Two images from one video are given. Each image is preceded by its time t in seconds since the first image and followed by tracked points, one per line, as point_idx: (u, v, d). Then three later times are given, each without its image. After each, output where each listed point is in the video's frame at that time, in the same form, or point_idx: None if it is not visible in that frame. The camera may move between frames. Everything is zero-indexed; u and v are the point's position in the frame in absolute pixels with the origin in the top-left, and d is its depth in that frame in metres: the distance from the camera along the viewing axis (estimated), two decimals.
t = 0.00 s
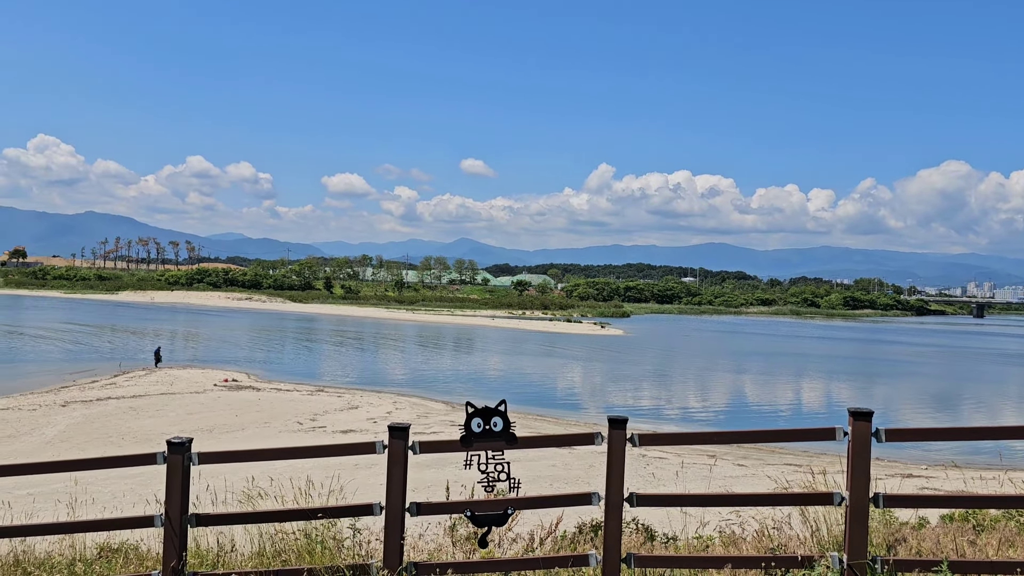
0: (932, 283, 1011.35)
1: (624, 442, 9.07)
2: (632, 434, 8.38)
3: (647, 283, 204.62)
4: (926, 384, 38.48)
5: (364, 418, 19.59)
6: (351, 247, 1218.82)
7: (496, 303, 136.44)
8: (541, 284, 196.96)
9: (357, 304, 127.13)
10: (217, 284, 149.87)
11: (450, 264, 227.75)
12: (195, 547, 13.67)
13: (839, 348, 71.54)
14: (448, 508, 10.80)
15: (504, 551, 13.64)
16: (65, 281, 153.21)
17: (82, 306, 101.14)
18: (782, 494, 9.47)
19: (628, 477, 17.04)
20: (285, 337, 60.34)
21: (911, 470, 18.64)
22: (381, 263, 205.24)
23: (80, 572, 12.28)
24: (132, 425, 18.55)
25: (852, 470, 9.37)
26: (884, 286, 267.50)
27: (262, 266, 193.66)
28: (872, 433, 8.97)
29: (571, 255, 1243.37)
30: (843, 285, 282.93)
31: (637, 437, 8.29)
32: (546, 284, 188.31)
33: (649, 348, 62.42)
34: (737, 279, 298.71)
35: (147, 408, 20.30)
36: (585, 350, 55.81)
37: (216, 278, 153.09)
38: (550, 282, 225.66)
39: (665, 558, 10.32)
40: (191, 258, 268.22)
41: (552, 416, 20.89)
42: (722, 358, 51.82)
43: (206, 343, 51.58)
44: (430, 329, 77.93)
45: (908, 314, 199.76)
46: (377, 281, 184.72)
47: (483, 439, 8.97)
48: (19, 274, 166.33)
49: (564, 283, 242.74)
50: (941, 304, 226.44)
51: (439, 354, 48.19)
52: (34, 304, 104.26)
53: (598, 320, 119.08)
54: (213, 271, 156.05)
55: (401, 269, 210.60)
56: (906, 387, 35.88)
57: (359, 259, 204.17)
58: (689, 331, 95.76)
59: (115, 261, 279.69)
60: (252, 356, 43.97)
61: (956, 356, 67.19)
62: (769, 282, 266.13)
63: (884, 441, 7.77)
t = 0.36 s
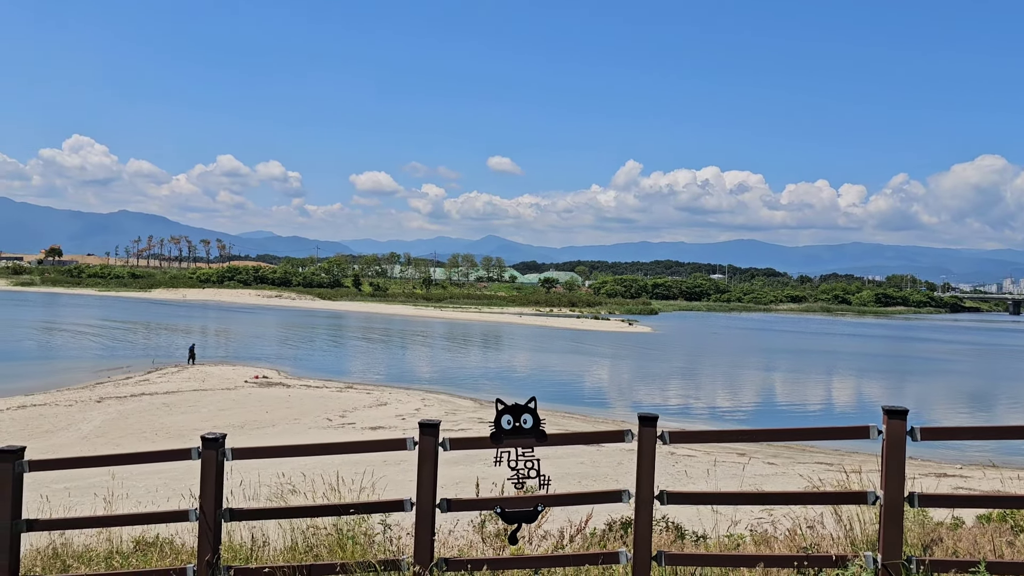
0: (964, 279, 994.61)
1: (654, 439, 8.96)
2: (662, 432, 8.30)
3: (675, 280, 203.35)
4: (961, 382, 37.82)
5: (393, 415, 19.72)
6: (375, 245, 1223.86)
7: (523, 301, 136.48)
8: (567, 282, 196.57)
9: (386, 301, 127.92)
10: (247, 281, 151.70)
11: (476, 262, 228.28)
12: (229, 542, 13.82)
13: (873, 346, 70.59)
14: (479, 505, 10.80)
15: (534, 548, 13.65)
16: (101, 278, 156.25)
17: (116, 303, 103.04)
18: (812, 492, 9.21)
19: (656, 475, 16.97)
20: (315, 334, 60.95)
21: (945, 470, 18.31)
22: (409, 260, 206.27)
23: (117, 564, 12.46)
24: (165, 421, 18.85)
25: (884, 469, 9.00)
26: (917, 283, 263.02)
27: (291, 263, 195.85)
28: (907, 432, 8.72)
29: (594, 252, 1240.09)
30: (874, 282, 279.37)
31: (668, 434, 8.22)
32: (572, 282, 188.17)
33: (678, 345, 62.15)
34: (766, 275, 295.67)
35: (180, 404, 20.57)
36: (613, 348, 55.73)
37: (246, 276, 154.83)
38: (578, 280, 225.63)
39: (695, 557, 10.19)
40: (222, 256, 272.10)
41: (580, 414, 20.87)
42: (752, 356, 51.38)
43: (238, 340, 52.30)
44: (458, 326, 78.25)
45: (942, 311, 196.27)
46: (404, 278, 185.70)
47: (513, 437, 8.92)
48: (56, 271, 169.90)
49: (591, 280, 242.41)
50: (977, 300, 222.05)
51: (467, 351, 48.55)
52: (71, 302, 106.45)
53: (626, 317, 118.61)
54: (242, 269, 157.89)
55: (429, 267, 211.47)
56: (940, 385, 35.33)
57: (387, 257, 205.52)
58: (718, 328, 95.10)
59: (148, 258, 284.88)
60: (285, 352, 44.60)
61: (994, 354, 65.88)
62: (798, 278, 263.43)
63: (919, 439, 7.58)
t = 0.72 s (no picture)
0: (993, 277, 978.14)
1: (686, 437, 8.81)
2: (692, 430, 8.22)
3: (702, 279, 202.03)
4: (996, 381, 37.22)
5: (421, 412, 19.81)
6: (396, 244, 1227.95)
7: (549, 298, 136.46)
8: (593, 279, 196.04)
9: (413, 299, 128.61)
10: (276, 279, 153.29)
11: (502, 260, 228.56)
12: (261, 537, 13.97)
13: (906, 345, 69.51)
14: (510, 503, 10.78)
15: (565, 545, 13.64)
16: (134, 277, 158.75)
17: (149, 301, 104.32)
18: (847, 492, 8.93)
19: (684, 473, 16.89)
20: (343, 331, 61.45)
21: (980, 471, 18.01)
22: (435, 259, 207.00)
23: (153, 558, 12.66)
24: (196, 418, 19.10)
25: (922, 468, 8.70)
26: (950, 280, 258.69)
27: (318, 261, 197.49)
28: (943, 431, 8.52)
29: (616, 250, 1235.97)
30: (906, 279, 275.53)
31: (699, 433, 8.13)
32: (598, 280, 187.67)
33: (706, 344, 61.74)
34: (794, 273, 292.72)
35: (211, 401, 20.83)
36: (641, 347, 55.61)
37: (275, 274, 156.40)
38: (605, 278, 225.09)
39: (728, 556, 10.05)
40: (252, 255, 275.09)
41: (607, 412, 20.84)
42: (783, 355, 50.97)
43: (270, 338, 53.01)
44: (485, 324, 78.38)
45: (976, 309, 192.80)
46: (431, 277, 186.46)
47: (543, 434, 8.83)
48: (90, 270, 173.00)
49: (617, 278, 241.68)
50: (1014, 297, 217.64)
51: (497, 348, 48.68)
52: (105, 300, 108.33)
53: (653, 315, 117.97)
54: (271, 267, 159.57)
55: (455, 265, 212.12)
56: (974, 384, 34.80)
57: (414, 255, 206.57)
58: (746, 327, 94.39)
59: (179, 257, 288.47)
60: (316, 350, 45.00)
61: None
62: (828, 276, 260.41)
63: (954, 437, 7.41)
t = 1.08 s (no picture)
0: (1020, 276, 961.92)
1: (717, 437, 8.63)
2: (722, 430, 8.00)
3: (729, 277, 200.29)
4: None
5: (447, 411, 19.87)
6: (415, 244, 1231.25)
7: (573, 297, 136.05)
8: (617, 278, 195.15)
9: (439, 298, 128.62)
10: (302, 279, 154.32)
11: (527, 259, 227.97)
12: (291, 534, 14.07)
13: (939, 344, 68.35)
14: (537, 501, 10.70)
15: (593, 545, 13.60)
16: (161, 276, 160.69)
17: (178, 301, 105.49)
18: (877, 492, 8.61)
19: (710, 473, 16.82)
20: (369, 330, 61.77)
21: (1014, 473, 17.68)
22: (460, 258, 207.09)
23: (185, 553, 12.81)
24: (225, 415, 19.32)
25: (956, 466, 8.34)
26: (982, 279, 254.19)
27: (344, 260, 198.74)
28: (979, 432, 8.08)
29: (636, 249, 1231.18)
30: (936, 278, 271.28)
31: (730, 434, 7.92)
32: (623, 279, 186.81)
33: (732, 343, 61.09)
34: (822, 272, 289.20)
35: (239, 398, 21.03)
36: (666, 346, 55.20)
37: (302, 273, 157.47)
38: (629, 276, 224.09)
39: (758, 557, 9.83)
40: (279, 254, 277.39)
41: (632, 411, 20.80)
42: (810, 354, 50.32)
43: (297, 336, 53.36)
44: (509, 323, 78.10)
45: (1010, 308, 189.16)
46: (456, 276, 186.58)
47: (572, 434, 8.61)
48: (122, 269, 175.68)
49: (642, 277, 240.48)
50: None
51: (523, 347, 48.53)
52: (136, 299, 109.49)
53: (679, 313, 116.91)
54: (298, 266, 160.66)
55: (481, 263, 212.09)
56: (1007, 385, 34.22)
57: (439, 254, 206.94)
58: (774, 326, 93.31)
59: (206, 257, 291.43)
60: (343, 348, 45.21)
61: None
62: (857, 274, 257.04)
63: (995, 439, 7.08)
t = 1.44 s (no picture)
0: None
1: (741, 436, 8.49)
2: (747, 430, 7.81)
3: (751, 277, 198.68)
4: None
5: (469, 411, 19.90)
6: (431, 244, 1231.36)
7: (595, 297, 135.59)
8: (638, 278, 194.37)
9: (460, 298, 128.67)
10: (324, 278, 155.04)
11: (548, 258, 227.48)
12: (316, 531, 14.14)
13: (968, 345, 67.37)
14: (561, 501, 10.60)
15: (616, 545, 13.59)
16: (186, 276, 162.10)
17: (202, 300, 106.34)
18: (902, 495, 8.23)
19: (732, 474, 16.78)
20: (391, 330, 62.00)
21: None
22: (481, 258, 207.09)
23: (210, 550, 12.86)
24: (249, 413, 19.47)
25: (986, 470, 7.94)
26: (1010, 279, 250.01)
27: (365, 259, 199.64)
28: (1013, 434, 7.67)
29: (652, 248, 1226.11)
30: (962, 278, 268.01)
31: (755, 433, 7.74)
32: (644, 279, 186.16)
33: (755, 343, 60.61)
34: (845, 272, 286.13)
35: (262, 397, 21.18)
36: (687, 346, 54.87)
37: (324, 273, 158.27)
38: (650, 276, 223.32)
39: (783, 558, 9.62)
40: (301, 254, 278.69)
41: (654, 412, 20.74)
42: (833, 355, 49.85)
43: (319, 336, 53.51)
44: (529, 323, 77.98)
45: None
46: (477, 275, 186.56)
47: (595, 433, 8.44)
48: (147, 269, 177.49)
49: (663, 276, 239.62)
50: None
51: (543, 347, 48.43)
52: (160, 298, 110.59)
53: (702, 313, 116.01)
54: (320, 266, 161.44)
55: (502, 263, 212.04)
56: None
57: (459, 254, 207.13)
58: (798, 326, 92.29)
59: (228, 256, 293.38)
60: (367, 348, 45.32)
61: None
62: (882, 274, 254.63)
63: None
